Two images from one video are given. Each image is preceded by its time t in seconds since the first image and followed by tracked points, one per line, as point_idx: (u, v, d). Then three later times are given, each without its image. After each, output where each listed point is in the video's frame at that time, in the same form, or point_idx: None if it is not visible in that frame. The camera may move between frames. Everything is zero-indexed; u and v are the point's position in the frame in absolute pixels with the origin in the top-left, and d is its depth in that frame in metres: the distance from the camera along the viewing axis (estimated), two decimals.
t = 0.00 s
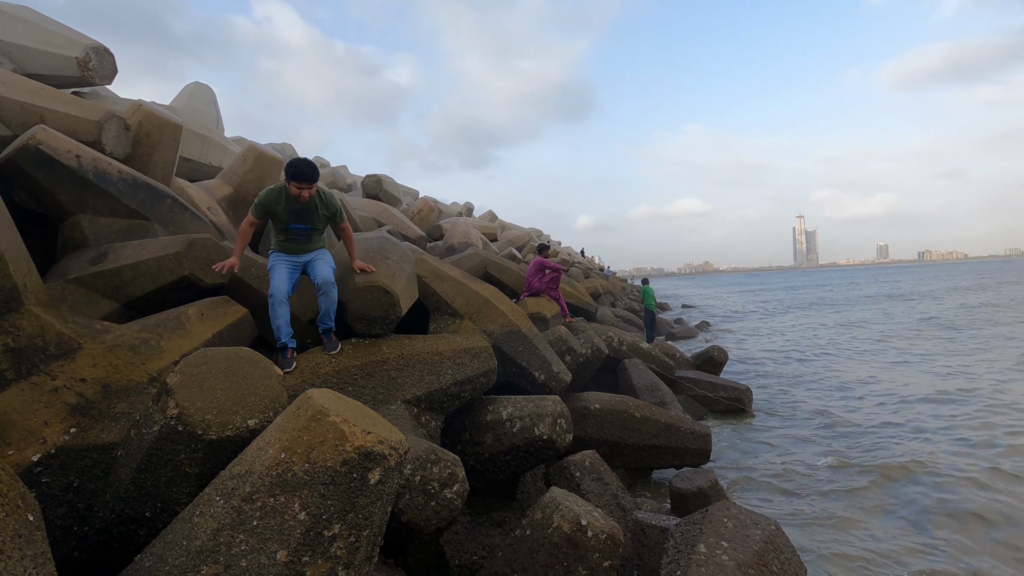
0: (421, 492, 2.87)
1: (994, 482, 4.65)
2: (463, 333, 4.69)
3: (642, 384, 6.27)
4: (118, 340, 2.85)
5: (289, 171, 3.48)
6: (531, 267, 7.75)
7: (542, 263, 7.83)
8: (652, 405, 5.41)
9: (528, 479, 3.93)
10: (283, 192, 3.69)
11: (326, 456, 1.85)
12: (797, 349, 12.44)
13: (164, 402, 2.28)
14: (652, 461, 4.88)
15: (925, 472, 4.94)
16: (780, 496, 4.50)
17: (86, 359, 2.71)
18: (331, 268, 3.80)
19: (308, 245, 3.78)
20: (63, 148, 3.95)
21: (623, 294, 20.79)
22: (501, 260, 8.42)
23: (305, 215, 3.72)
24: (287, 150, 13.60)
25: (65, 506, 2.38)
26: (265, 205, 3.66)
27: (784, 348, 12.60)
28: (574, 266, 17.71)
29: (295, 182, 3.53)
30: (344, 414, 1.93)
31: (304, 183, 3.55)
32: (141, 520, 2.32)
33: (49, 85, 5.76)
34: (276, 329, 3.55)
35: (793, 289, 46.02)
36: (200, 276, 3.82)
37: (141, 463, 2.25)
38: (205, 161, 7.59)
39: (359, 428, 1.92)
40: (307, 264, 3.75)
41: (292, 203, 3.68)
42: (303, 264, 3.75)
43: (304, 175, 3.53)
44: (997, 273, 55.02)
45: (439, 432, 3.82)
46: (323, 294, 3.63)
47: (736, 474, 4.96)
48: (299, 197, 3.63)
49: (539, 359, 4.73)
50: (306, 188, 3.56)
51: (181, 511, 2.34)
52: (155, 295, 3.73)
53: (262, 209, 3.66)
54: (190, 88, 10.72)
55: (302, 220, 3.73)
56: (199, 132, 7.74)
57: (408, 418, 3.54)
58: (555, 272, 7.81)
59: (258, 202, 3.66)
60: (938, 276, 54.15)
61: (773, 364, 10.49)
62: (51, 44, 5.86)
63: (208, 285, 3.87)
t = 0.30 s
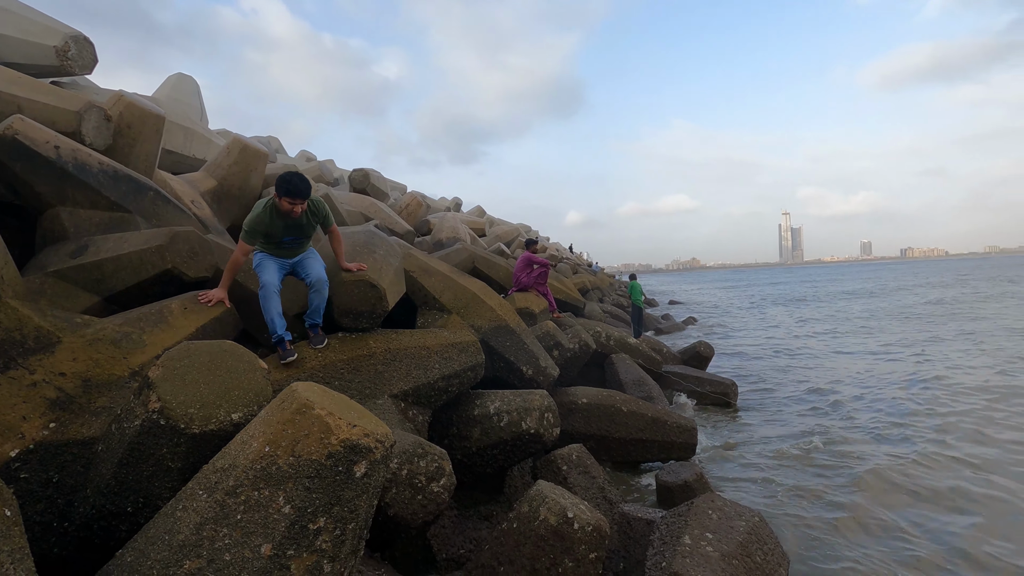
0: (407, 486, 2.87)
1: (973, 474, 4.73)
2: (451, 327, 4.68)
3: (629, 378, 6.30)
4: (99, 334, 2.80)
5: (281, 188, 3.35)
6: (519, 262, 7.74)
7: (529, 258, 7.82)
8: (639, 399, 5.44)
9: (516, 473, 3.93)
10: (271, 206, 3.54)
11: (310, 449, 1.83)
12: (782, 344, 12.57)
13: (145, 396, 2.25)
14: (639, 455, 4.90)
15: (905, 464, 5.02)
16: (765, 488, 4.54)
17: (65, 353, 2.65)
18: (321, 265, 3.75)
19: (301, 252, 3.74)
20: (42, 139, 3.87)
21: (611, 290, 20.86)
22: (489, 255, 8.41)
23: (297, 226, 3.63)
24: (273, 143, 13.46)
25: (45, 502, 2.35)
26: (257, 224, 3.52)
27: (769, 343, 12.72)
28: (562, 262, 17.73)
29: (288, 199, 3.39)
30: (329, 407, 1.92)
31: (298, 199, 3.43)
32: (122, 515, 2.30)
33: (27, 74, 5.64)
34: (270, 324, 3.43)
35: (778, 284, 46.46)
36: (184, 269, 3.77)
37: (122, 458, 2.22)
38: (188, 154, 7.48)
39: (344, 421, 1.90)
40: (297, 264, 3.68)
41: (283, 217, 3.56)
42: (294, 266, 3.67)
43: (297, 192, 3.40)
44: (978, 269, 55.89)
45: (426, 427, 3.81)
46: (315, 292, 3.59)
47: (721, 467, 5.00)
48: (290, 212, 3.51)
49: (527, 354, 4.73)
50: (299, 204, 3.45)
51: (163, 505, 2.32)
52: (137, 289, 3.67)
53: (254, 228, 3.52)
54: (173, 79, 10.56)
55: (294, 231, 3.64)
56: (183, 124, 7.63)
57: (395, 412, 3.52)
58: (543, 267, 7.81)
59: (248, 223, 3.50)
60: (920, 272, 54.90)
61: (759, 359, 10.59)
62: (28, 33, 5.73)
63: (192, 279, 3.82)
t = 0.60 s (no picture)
0: (394, 478, 2.86)
1: (952, 466, 4.81)
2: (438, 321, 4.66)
3: (616, 372, 6.33)
4: (79, 324, 2.75)
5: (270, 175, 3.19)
6: (507, 256, 7.73)
7: (518, 252, 7.81)
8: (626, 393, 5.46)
9: (503, 466, 3.94)
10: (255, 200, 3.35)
11: (295, 439, 1.82)
12: (768, 339, 12.68)
13: (127, 387, 2.22)
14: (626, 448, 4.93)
15: (886, 456, 5.09)
16: (750, 481, 4.59)
17: (44, 344, 2.60)
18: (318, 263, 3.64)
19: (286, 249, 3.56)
20: (20, 128, 3.80)
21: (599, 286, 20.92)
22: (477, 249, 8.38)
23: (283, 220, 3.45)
24: (259, 135, 13.32)
25: (24, 495, 2.32)
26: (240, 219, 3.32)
27: (755, 338, 12.83)
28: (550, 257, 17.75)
29: (276, 190, 3.23)
30: (314, 397, 1.90)
31: (286, 190, 3.27)
32: (103, 507, 2.27)
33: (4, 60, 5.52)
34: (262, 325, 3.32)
35: (765, 280, 46.81)
36: (167, 261, 3.71)
37: (103, 450, 2.19)
38: (171, 145, 7.38)
39: (329, 411, 1.89)
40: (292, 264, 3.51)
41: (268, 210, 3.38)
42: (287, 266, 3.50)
43: (286, 182, 3.24)
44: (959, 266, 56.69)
45: (413, 420, 3.79)
46: (317, 283, 3.52)
47: (706, 459, 5.04)
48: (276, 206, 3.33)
49: (514, 348, 4.73)
50: (288, 194, 3.29)
51: (145, 497, 2.30)
52: (118, 280, 3.61)
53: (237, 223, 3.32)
54: (156, 68, 10.41)
55: (279, 226, 3.46)
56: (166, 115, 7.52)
57: (382, 405, 3.50)
58: (532, 261, 7.80)
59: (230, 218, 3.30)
60: (903, 268, 55.58)
61: (745, 354, 10.68)
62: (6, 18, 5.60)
63: (175, 270, 3.76)
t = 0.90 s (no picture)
0: (381, 465, 2.85)
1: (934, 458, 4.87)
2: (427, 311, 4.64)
3: (605, 364, 6.34)
4: (59, 309, 2.69)
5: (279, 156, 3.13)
6: (497, 248, 7.69)
7: (507, 244, 7.79)
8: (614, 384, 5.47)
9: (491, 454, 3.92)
10: (262, 188, 3.26)
11: (281, 421, 1.80)
12: (755, 333, 12.78)
13: (108, 369, 2.18)
14: (614, 438, 4.94)
15: (869, 448, 5.15)
16: (736, 471, 4.62)
17: (23, 328, 2.53)
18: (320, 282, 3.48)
19: (290, 246, 3.39)
20: None
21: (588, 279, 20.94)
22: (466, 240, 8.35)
23: (289, 212, 3.34)
24: (245, 123, 13.14)
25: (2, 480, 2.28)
26: (246, 204, 3.20)
27: (742, 332, 12.92)
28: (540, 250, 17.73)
29: (285, 172, 3.16)
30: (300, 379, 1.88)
31: (295, 173, 3.20)
32: (84, 492, 2.24)
33: None
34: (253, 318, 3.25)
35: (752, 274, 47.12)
36: (151, 246, 3.64)
37: (83, 433, 2.15)
38: (156, 131, 7.25)
39: (316, 394, 1.87)
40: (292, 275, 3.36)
41: (275, 199, 3.28)
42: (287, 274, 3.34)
43: (295, 165, 3.18)
44: (944, 262, 57.37)
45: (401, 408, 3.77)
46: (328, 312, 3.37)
47: (693, 450, 5.07)
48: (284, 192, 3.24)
49: (504, 339, 4.72)
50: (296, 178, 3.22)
51: (126, 481, 2.28)
52: (101, 265, 3.55)
53: (243, 208, 3.19)
54: (140, 53, 10.21)
55: (285, 218, 3.34)
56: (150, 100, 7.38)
57: (370, 393, 3.48)
58: (521, 253, 7.78)
59: (236, 201, 3.18)
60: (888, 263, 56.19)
61: (732, 347, 10.74)
62: None
63: (159, 256, 3.70)
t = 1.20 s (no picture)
0: (373, 448, 2.83)
1: (922, 446, 4.91)
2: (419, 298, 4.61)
3: (598, 354, 6.34)
4: (45, 289, 2.62)
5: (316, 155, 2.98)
6: (490, 238, 7.65)
7: (500, 234, 7.75)
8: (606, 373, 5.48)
9: (484, 441, 3.90)
10: (293, 182, 3.09)
11: (270, 397, 1.77)
12: (746, 325, 12.83)
13: (94, 345, 2.15)
14: (606, 426, 4.94)
15: (858, 436, 5.19)
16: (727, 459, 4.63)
17: (7, 307, 2.47)
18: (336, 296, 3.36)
19: (314, 249, 3.22)
20: None
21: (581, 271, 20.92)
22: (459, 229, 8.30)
23: (318, 211, 3.17)
24: (236, 112, 12.98)
25: None
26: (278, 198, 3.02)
27: (733, 325, 12.96)
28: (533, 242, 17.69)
29: (320, 169, 3.01)
30: (290, 355, 1.86)
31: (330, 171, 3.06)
32: (70, 471, 2.20)
33: None
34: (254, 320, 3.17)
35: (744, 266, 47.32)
36: (139, 229, 3.58)
37: (69, 410, 2.12)
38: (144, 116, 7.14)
39: (306, 370, 1.85)
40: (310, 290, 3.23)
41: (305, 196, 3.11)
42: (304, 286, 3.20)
43: (332, 163, 3.04)
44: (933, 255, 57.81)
45: (393, 394, 3.75)
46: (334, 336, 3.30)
47: (685, 438, 5.09)
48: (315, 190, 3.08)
49: (497, 326, 4.70)
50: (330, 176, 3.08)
51: (113, 460, 2.24)
52: (87, 247, 3.49)
53: (274, 201, 3.01)
54: (129, 38, 10.04)
55: (314, 218, 3.17)
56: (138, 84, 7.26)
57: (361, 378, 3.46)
58: (514, 243, 7.75)
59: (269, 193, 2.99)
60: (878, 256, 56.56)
61: (723, 339, 10.78)
62: None
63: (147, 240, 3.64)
